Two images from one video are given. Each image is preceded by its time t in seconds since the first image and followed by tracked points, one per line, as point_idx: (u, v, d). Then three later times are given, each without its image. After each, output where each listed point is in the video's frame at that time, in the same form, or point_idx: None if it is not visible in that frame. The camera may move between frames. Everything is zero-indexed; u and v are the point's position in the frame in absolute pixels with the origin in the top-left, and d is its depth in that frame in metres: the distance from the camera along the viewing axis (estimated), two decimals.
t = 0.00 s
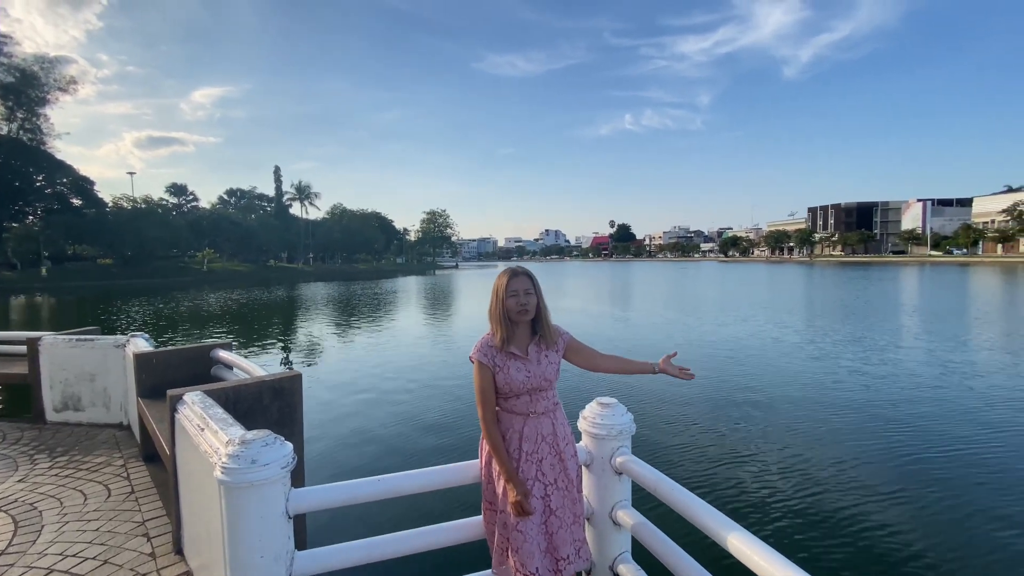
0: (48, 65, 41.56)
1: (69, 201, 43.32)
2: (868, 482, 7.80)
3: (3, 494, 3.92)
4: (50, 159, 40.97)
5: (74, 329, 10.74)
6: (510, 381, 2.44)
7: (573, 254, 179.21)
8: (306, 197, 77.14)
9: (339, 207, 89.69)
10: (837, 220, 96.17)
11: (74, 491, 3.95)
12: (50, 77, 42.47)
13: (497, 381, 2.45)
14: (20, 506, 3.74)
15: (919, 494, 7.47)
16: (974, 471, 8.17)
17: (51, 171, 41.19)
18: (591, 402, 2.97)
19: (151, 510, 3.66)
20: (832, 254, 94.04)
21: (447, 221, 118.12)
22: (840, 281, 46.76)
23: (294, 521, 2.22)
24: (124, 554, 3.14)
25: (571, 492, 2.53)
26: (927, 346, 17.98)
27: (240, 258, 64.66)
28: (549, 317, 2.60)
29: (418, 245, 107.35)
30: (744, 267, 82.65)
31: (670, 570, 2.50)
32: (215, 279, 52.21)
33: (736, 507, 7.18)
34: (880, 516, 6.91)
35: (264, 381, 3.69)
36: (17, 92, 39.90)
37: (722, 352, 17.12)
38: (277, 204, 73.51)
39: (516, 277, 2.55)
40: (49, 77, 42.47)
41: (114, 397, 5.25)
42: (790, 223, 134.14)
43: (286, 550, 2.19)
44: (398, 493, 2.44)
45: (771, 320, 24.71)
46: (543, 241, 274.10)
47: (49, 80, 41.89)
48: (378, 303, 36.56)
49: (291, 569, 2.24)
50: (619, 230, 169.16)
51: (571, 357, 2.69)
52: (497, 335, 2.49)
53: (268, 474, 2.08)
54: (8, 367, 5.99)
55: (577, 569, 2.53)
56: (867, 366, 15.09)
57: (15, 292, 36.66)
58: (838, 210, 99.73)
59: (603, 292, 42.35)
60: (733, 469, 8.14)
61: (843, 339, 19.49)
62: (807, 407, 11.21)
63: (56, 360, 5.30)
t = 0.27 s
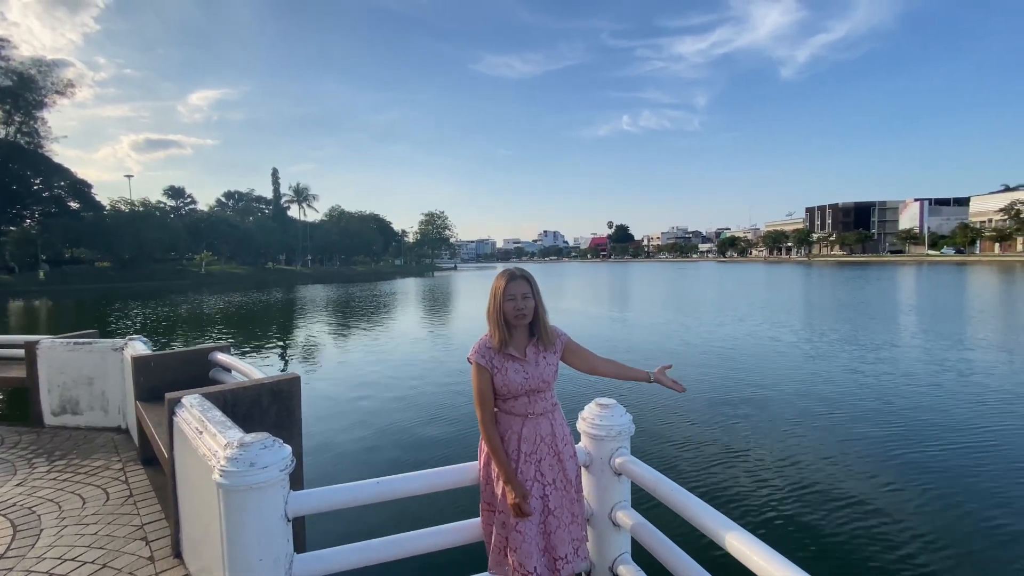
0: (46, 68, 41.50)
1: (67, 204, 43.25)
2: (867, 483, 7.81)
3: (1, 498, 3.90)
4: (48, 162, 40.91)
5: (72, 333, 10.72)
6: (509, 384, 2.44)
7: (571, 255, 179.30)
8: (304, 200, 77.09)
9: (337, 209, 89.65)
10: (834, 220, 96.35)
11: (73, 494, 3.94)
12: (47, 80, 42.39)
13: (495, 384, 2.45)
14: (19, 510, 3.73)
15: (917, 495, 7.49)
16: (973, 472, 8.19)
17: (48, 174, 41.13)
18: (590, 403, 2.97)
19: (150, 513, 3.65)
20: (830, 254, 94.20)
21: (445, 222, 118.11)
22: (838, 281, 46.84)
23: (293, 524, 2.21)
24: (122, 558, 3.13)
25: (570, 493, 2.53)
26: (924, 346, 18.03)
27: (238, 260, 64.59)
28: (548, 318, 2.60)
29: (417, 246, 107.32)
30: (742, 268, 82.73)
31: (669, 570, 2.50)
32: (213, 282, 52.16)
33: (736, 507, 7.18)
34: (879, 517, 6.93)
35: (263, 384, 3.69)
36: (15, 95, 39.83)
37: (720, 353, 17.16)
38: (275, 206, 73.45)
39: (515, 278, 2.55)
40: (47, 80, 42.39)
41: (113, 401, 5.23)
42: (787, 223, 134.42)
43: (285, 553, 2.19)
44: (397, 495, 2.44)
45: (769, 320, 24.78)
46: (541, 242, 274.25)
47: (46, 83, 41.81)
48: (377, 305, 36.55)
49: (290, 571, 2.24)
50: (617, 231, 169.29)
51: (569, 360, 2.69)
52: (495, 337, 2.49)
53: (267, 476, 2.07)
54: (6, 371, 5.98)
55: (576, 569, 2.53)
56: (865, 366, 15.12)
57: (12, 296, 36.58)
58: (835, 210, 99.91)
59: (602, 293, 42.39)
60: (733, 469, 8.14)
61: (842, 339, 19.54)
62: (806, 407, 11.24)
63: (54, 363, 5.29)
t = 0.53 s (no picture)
0: (45, 70, 41.49)
1: (66, 207, 43.22)
2: (867, 482, 7.80)
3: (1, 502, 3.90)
4: (47, 165, 40.91)
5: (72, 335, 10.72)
6: (508, 385, 2.44)
7: (571, 255, 179.24)
8: (304, 201, 77.04)
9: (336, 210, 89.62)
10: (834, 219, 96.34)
11: (73, 497, 3.94)
12: (46, 83, 42.35)
13: (495, 385, 2.45)
14: (18, 513, 3.72)
15: (917, 493, 7.50)
16: (974, 471, 8.17)
17: (48, 177, 41.13)
18: (590, 403, 2.97)
19: (150, 516, 3.65)
20: (829, 253, 94.18)
21: (444, 223, 118.09)
22: (838, 280, 46.85)
23: (293, 526, 2.21)
24: (122, 560, 3.12)
25: (571, 493, 2.52)
26: (924, 344, 18.03)
27: (237, 262, 64.53)
28: (547, 319, 2.59)
29: (416, 247, 107.29)
30: (742, 267, 82.73)
31: (670, 570, 2.50)
32: (213, 284, 52.11)
33: (735, 507, 7.18)
34: (880, 516, 6.93)
35: (262, 386, 3.68)
36: (13, 98, 39.79)
37: (720, 352, 17.18)
38: (274, 208, 73.38)
39: (513, 279, 2.54)
40: (46, 83, 42.35)
41: (112, 403, 5.23)
42: (787, 223, 134.49)
43: (284, 556, 2.19)
44: (396, 497, 2.43)
45: (768, 319, 24.79)
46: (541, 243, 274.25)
47: (45, 86, 41.76)
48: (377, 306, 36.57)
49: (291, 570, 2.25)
50: (616, 232, 169.35)
51: (570, 360, 2.69)
52: (494, 338, 2.49)
53: (267, 478, 2.07)
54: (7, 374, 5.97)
55: (577, 570, 2.53)
56: (864, 365, 15.13)
57: (12, 299, 36.57)
58: (835, 209, 99.91)
59: (601, 293, 42.39)
60: (732, 469, 8.15)
61: (841, 338, 19.54)
62: (804, 406, 11.26)
63: (53, 366, 5.28)
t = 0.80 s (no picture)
0: (46, 73, 41.62)
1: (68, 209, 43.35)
2: (869, 481, 7.78)
3: (4, 503, 3.91)
4: (49, 168, 41.05)
5: (74, 337, 10.73)
6: (507, 383, 2.44)
7: (572, 255, 179.11)
8: (305, 202, 77.11)
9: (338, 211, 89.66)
10: (836, 217, 96.19)
11: (75, 498, 3.95)
12: (48, 86, 42.47)
13: (495, 384, 2.45)
14: (22, 515, 3.73)
15: (919, 491, 7.50)
16: (976, 469, 8.15)
17: (50, 180, 41.26)
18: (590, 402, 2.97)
19: (152, 517, 3.66)
20: (831, 251, 94.01)
21: (445, 223, 118.14)
22: (840, 280, 46.80)
23: (294, 527, 2.21)
24: (124, 561, 3.14)
25: (572, 493, 2.52)
26: (926, 342, 18.02)
27: (239, 263, 64.60)
28: (547, 318, 2.60)
29: (417, 248, 107.34)
30: (743, 267, 82.65)
31: (671, 569, 2.51)
32: (215, 285, 52.18)
33: (737, 505, 7.17)
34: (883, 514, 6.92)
35: (262, 387, 3.68)
36: (15, 101, 39.92)
37: (721, 351, 17.19)
38: (276, 209, 73.46)
39: (514, 277, 2.55)
40: (48, 86, 42.47)
41: (114, 405, 5.25)
42: (788, 221, 134.29)
43: (285, 556, 2.19)
44: (397, 497, 2.44)
45: (770, 318, 24.79)
46: (542, 243, 274.25)
47: (47, 89, 41.87)
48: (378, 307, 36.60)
49: (292, 570, 2.25)
50: (618, 231, 169.29)
51: (571, 359, 2.69)
52: (495, 337, 2.50)
53: (268, 479, 2.07)
54: (9, 375, 5.98)
55: (578, 570, 2.53)
56: (866, 364, 15.13)
57: (15, 301, 36.64)
58: (836, 207, 99.76)
59: (603, 293, 42.37)
60: (735, 468, 8.14)
61: (843, 337, 19.52)
62: (806, 405, 11.25)
63: (55, 368, 5.29)
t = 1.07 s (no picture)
0: (52, 76, 41.89)
1: (74, 210, 43.62)
2: (871, 481, 7.78)
3: (11, 502, 3.93)
4: (56, 169, 41.33)
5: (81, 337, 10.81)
6: (510, 380, 2.45)
7: (574, 254, 178.86)
8: (308, 203, 77.31)
9: (341, 211, 89.86)
10: (840, 216, 95.84)
11: (81, 497, 3.98)
12: (54, 88, 42.71)
13: (498, 381, 2.46)
14: (28, 513, 3.76)
15: (924, 493, 7.48)
16: (979, 469, 8.13)
17: (56, 181, 41.53)
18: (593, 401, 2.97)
19: (156, 515, 3.68)
20: (835, 250, 93.71)
21: (448, 222, 118.26)
22: (844, 278, 46.64)
23: (296, 526, 2.22)
24: (129, 559, 3.16)
25: (574, 492, 2.53)
26: (930, 341, 17.95)
27: (243, 263, 64.83)
28: (551, 316, 2.61)
29: (420, 247, 107.49)
30: (747, 265, 82.46)
31: (674, 568, 2.51)
32: (219, 286, 52.37)
33: (740, 506, 7.17)
34: (887, 517, 6.90)
35: (266, 386, 3.70)
36: (22, 103, 40.18)
37: (724, 350, 17.18)
38: (279, 209, 73.70)
39: (520, 275, 2.56)
40: (54, 88, 42.71)
41: (119, 404, 5.27)
42: (792, 220, 133.86)
43: (287, 554, 2.20)
44: (399, 497, 2.44)
45: (773, 317, 24.75)
46: (545, 242, 274.21)
47: (53, 91, 42.12)
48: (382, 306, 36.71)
49: (295, 570, 2.25)
50: (621, 230, 169.11)
51: (574, 357, 2.70)
52: (498, 334, 2.51)
53: (270, 478, 2.08)
54: (15, 375, 6.01)
55: (580, 569, 2.53)
56: (870, 363, 15.10)
57: (22, 302, 36.87)
58: (841, 206, 99.38)
59: (606, 292, 42.35)
60: (738, 469, 8.12)
61: (847, 336, 19.47)
62: (810, 404, 11.24)
63: (60, 368, 5.32)
